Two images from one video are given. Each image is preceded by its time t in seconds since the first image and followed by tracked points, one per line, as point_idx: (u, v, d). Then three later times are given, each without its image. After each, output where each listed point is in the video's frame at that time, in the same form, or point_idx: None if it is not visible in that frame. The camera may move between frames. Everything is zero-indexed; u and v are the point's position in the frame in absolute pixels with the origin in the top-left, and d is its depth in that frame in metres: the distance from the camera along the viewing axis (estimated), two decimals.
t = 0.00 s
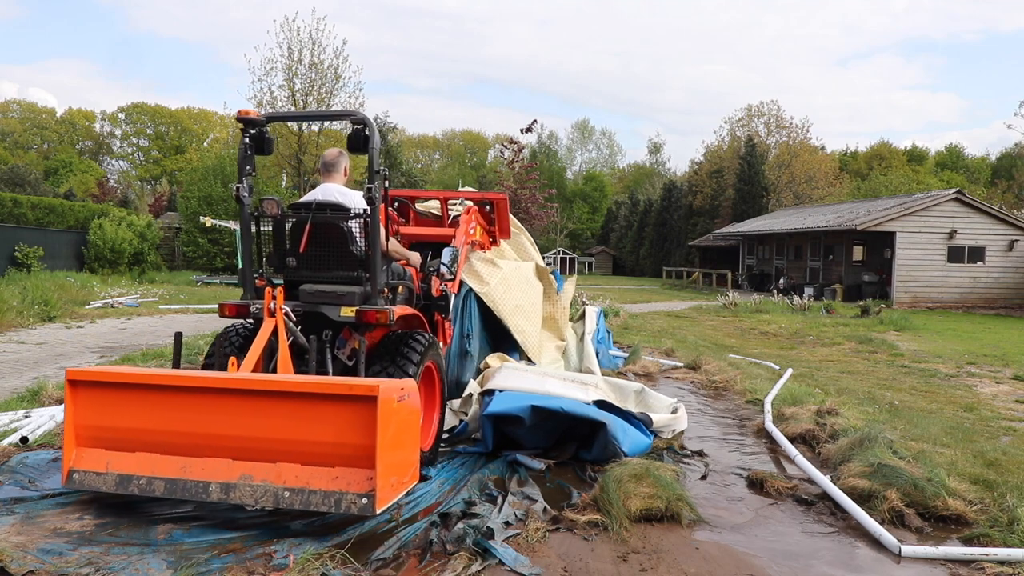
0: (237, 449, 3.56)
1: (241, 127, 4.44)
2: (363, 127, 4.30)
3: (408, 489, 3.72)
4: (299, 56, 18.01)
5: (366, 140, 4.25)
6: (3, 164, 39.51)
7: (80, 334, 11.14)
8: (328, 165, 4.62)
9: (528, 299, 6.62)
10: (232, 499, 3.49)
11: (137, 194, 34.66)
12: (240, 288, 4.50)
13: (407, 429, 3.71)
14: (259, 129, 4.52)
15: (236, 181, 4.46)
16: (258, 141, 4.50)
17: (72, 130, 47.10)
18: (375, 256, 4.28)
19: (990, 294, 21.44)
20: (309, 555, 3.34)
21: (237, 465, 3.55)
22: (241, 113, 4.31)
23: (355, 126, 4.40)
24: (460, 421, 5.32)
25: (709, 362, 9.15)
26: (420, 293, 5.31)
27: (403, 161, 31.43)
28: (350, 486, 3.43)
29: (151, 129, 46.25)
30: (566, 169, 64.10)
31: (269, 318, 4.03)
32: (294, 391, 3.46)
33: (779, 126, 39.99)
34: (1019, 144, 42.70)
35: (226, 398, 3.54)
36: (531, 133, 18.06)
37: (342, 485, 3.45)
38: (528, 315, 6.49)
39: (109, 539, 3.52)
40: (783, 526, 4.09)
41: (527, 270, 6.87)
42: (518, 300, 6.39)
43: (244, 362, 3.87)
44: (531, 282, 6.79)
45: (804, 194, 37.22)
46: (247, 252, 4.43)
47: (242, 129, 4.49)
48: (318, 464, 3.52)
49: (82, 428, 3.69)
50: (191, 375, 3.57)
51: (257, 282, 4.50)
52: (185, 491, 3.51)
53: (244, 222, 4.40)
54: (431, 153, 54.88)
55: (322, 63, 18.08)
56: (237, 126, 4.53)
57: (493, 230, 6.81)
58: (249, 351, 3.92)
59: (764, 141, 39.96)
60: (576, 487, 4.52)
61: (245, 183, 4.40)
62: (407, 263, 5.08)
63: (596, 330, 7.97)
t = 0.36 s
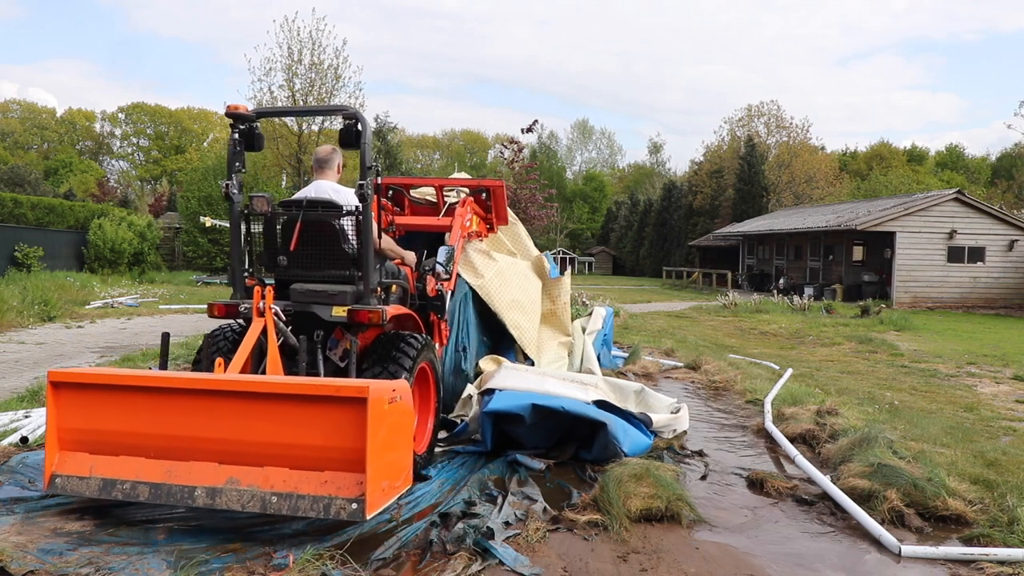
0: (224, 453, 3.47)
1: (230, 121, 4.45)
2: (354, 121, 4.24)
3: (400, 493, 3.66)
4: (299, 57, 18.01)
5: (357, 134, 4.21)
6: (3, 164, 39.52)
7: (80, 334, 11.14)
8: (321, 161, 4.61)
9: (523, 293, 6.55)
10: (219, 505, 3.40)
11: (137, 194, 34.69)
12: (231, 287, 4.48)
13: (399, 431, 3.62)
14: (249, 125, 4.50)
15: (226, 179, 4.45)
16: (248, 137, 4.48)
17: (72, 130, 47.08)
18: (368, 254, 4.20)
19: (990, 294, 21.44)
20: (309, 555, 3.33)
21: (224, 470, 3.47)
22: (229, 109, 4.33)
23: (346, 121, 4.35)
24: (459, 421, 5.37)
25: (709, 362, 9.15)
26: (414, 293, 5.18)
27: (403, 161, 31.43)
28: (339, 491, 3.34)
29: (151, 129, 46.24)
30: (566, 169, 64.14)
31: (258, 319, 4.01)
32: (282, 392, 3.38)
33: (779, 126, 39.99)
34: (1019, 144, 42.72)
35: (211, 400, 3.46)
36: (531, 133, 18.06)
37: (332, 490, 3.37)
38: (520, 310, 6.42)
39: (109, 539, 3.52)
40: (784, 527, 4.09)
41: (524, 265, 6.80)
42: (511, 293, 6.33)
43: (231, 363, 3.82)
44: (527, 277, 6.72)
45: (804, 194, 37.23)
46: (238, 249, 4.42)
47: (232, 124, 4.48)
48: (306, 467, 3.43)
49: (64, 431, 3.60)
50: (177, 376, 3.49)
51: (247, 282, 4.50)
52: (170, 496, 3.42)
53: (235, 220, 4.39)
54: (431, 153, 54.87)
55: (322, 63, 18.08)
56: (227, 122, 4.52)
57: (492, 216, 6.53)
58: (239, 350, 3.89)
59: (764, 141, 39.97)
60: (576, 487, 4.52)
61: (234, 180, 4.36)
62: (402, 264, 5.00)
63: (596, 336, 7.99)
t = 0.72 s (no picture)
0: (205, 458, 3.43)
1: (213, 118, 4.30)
2: (342, 115, 4.19)
3: (389, 498, 3.63)
4: (299, 57, 18.01)
5: (344, 128, 4.16)
6: (3, 164, 39.53)
7: (80, 334, 11.14)
8: (313, 159, 4.61)
9: (522, 294, 6.54)
10: (200, 511, 3.36)
11: (137, 194, 34.70)
12: (217, 288, 4.39)
13: (385, 436, 3.58)
14: (234, 121, 4.38)
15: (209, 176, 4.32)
16: (233, 134, 4.36)
17: (72, 130, 47.07)
18: (356, 255, 4.14)
19: (990, 294, 21.44)
20: (310, 555, 3.33)
21: (205, 476, 3.42)
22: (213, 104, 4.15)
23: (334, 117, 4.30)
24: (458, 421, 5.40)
25: (709, 362, 9.15)
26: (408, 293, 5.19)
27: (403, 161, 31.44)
28: (324, 497, 3.30)
29: (151, 129, 46.25)
30: (566, 169, 64.16)
31: (242, 319, 3.91)
32: (263, 396, 3.33)
33: (780, 126, 40.00)
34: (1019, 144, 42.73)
35: (193, 404, 3.42)
36: (531, 133, 18.07)
37: (316, 496, 3.32)
38: (519, 310, 6.41)
39: (109, 539, 3.52)
40: (783, 528, 4.08)
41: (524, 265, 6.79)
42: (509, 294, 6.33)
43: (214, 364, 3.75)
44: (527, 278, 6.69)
45: (804, 194, 37.21)
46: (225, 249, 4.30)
47: (217, 120, 4.34)
48: (290, 472, 3.39)
49: (42, 437, 3.56)
50: (156, 380, 3.44)
51: (235, 283, 4.42)
52: (150, 503, 3.38)
53: (220, 218, 4.29)
54: (431, 153, 54.84)
55: (322, 63, 18.08)
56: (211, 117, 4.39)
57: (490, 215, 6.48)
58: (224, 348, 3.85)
59: (764, 141, 39.98)
60: (576, 487, 4.52)
61: (220, 175, 4.27)
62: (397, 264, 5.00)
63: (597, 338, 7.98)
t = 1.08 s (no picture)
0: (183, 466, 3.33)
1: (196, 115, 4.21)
2: (325, 111, 4.07)
3: (374, 506, 3.49)
4: (299, 57, 17.99)
5: (328, 126, 4.04)
6: (3, 164, 39.50)
7: (80, 334, 11.14)
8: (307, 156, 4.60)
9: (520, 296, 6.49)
10: (176, 522, 3.24)
11: (137, 194, 34.69)
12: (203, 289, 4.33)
13: (369, 442, 3.45)
14: (218, 118, 4.28)
15: (194, 175, 4.26)
16: (216, 130, 4.27)
17: (72, 130, 47.04)
18: (343, 257, 4.05)
19: (990, 294, 21.45)
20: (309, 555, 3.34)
21: (183, 485, 3.31)
22: (194, 100, 4.09)
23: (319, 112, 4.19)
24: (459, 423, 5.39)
25: (709, 362, 9.16)
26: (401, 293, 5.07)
27: (403, 161, 31.44)
28: (302, 506, 3.17)
29: (151, 129, 46.27)
30: (566, 169, 64.19)
31: (224, 322, 3.96)
32: (240, 401, 3.20)
33: (779, 126, 40.03)
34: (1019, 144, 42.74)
35: (169, 410, 3.31)
36: (531, 133, 18.09)
37: (295, 505, 3.20)
38: (517, 311, 6.35)
39: (111, 538, 3.53)
40: (782, 528, 4.08)
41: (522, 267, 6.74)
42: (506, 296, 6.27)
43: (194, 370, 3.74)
44: (525, 279, 6.64)
45: (804, 194, 37.22)
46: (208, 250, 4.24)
47: (198, 118, 4.24)
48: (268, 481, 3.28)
49: (17, 445, 3.46)
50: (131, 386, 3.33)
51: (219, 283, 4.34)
52: (125, 513, 3.27)
53: (203, 218, 4.19)
54: (431, 153, 54.81)
55: (322, 63, 18.08)
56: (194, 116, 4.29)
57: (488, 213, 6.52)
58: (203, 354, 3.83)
59: (764, 141, 39.99)
60: (576, 487, 4.53)
61: (203, 175, 4.20)
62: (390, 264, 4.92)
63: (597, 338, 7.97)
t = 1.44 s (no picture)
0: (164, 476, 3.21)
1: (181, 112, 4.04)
2: (314, 107, 3.94)
3: (362, 519, 3.36)
4: (299, 57, 17.99)
5: (318, 122, 3.91)
6: (3, 164, 39.51)
7: (80, 333, 11.14)
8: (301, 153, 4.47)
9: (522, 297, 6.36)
10: (156, 535, 3.11)
11: (137, 194, 34.70)
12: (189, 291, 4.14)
13: (357, 452, 3.32)
14: (204, 115, 4.08)
15: (179, 174, 4.08)
16: (202, 129, 4.06)
17: (72, 130, 47.03)
18: (333, 258, 3.89)
19: (990, 294, 21.44)
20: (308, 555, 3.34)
21: (164, 496, 3.19)
22: (179, 97, 3.98)
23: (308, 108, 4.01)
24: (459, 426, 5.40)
25: (709, 362, 9.16)
26: (398, 294, 5.09)
27: (404, 161, 31.44)
28: (286, 520, 3.04)
29: (152, 129, 46.29)
30: (566, 169, 64.24)
31: (210, 326, 3.79)
32: (221, 410, 3.08)
33: (779, 126, 40.07)
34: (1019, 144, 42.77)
35: (149, 418, 3.19)
36: (531, 133, 18.11)
37: (278, 518, 3.06)
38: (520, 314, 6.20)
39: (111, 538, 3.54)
40: (783, 528, 4.07)
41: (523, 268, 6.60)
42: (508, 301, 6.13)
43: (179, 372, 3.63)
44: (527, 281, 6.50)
45: (804, 194, 37.23)
46: (195, 250, 4.07)
47: (184, 114, 4.05)
48: (252, 493, 3.15)
49: None
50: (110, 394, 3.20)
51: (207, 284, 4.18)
52: (103, 525, 3.15)
53: (191, 220, 4.01)
54: (431, 153, 54.80)
55: (322, 63, 18.08)
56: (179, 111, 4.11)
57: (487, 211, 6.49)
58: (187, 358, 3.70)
59: (764, 141, 40.01)
60: (576, 487, 4.53)
61: (189, 172, 4.02)
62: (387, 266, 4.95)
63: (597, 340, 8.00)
